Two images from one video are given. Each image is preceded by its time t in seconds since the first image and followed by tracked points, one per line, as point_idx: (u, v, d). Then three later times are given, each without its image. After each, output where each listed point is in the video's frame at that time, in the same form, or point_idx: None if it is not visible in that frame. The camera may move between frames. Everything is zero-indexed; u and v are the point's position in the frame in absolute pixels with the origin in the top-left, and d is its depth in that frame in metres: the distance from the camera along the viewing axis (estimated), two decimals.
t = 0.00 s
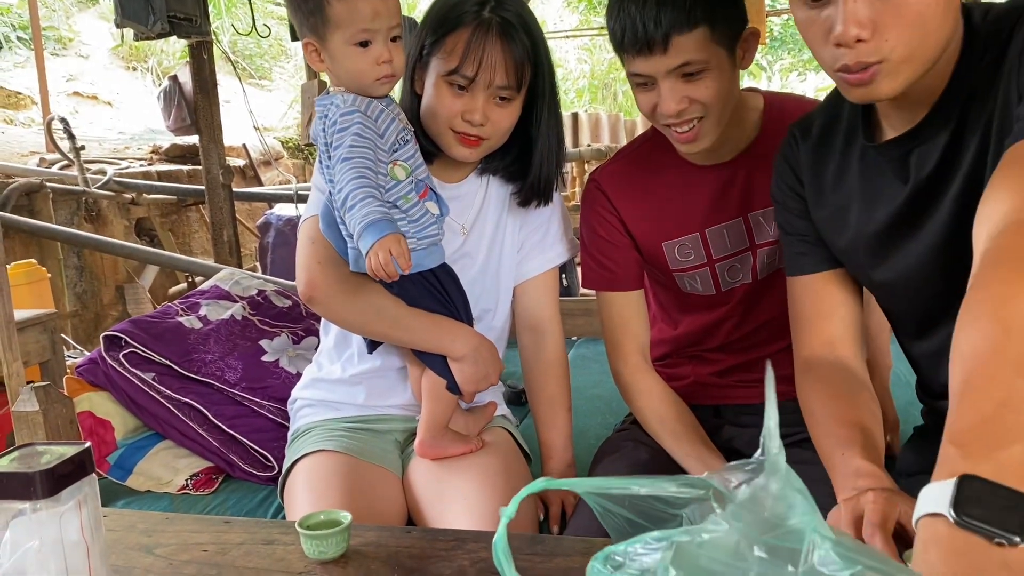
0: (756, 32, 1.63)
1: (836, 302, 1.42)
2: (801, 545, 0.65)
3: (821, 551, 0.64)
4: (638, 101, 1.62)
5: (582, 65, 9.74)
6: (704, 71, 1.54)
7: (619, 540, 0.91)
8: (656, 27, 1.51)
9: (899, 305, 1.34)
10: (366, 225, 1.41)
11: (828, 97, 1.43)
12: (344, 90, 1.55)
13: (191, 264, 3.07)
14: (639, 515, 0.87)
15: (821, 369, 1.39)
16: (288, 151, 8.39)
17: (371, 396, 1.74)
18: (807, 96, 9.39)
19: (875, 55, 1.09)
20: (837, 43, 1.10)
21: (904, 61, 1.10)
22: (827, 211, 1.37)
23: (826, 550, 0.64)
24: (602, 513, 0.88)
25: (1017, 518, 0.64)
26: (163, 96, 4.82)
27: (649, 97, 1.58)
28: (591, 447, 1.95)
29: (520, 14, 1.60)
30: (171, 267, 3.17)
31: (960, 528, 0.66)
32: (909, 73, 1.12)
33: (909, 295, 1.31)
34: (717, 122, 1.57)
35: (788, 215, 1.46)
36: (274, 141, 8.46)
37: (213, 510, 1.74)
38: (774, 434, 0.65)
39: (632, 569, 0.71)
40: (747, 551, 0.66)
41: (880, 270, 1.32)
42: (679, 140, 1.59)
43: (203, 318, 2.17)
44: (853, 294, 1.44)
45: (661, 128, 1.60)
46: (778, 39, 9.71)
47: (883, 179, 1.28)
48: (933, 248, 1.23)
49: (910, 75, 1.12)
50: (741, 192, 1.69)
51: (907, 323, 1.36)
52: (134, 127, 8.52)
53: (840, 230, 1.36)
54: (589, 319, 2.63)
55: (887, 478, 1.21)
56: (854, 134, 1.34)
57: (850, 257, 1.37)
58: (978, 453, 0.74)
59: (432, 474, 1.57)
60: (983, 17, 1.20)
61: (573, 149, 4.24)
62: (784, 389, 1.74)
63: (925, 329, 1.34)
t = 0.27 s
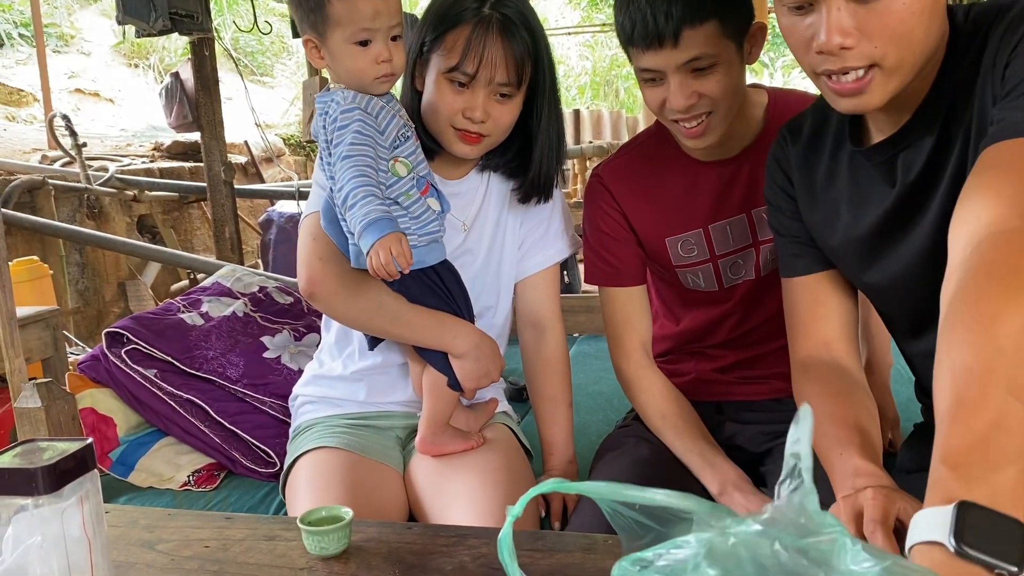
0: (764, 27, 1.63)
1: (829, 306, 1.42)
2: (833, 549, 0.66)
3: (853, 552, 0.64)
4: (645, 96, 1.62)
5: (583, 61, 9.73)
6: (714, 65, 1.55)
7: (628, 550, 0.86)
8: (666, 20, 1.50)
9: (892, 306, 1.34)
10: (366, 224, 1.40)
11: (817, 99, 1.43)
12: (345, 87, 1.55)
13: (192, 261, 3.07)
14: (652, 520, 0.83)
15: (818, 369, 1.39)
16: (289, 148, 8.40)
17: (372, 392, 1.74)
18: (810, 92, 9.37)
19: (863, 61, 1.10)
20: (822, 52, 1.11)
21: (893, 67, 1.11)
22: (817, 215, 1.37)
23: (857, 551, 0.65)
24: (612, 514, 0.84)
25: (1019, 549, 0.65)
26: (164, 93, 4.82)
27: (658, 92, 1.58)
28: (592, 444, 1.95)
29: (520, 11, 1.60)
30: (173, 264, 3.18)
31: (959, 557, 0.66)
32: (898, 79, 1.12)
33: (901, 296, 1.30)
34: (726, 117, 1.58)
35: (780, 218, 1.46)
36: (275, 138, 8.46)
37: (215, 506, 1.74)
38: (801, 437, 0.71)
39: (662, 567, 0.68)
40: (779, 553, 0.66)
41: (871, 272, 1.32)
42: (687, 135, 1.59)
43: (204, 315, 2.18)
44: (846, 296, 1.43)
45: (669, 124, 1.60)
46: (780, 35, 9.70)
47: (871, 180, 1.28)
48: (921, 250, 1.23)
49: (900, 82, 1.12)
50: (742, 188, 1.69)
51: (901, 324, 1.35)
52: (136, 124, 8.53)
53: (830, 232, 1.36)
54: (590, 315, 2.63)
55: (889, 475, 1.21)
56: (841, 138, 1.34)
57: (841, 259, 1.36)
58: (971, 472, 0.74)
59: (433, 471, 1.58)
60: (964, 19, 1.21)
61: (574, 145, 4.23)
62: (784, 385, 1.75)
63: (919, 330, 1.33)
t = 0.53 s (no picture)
0: (765, 26, 1.63)
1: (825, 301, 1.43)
2: (830, 549, 0.65)
3: (850, 550, 0.64)
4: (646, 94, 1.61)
5: (584, 59, 9.72)
6: (717, 63, 1.54)
7: (631, 545, 0.88)
8: (670, 18, 1.50)
9: (887, 302, 1.34)
10: (366, 226, 1.39)
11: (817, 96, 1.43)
12: (344, 86, 1.55)
13: (192, 259, 3.08)
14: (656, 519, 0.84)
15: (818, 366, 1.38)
16: (290, 146, 8.40)
17: (371, 390, 1.74)
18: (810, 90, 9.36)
19: (852, 60, 1.10)
20: (814, 49, 1.11)
21: (880, 68, 1.11)
22: (814, 211, 1.37)
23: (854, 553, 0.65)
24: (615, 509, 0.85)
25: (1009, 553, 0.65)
26: (164, 91, 4.83)
27: (660, 90, 1.57)
28: (591, 441, 1.95)
29: (519, 10, 1.60)
30: (173, 261, 3.18)
31: (955, 566, 0.66)
32: (886, 79, 1.12)
33: (895, 293, 1.30)
34: (728, 115, 1.58)
35: (778, 214, 1.46)
36: (276, 136, 8.47)
37: (215, 503, 1.75)
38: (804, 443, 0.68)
39: (655, 562, 0.69)
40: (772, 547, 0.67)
41: (867, 270, 1.32)
42: (689, 133, 1.59)
43: (204, 312, 2.18)
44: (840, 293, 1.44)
45: (671, 121, 1.60)
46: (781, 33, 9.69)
47: (868, 179, 1.28)
48: (916, 249, 1.23)
49: (888, 82, 1.12)
50: (742, 186, 1.69)
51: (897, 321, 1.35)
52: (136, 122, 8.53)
53: (827, 230, 1.36)
54: (590, 313, 2.63)
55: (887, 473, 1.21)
56: (840, 136, 1.34)
57: (838, 256, 1.37)
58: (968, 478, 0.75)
59: (432, 469, 1.58)
60: (961, 18, 1.20)
61: (574, 143, 4.23)
62: (783, 383, 1.75)
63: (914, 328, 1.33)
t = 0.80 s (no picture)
0: (765, 25, 1.63)
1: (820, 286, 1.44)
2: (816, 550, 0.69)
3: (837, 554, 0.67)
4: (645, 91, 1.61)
5: (584, 59, 9.72)
6: (716, 61, 1.54)
7: (623, 546, 0.90)
8: (671, 16, 1.50)
9: (893, 294, 1.34)
10: (366, 226, 1.39)
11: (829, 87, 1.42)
12: (344, 85, 1.55)
13: (191, 257, 3.07)
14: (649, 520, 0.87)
15: (806, 343, 1.38)
16: (289, 145, 8.39)
17: (370, 389, 1.74)
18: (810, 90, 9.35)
19: (870, 49, 1.09)
20: (831, 38, 1.10)
21: (897, 57, 1.10)
22: (822, 202, 1.38)
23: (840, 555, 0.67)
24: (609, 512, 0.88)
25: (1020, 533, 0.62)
26: (164, 89, 4.82)
27: (659, 87, 1.57)
28: (590, 441, 1.95)
29: (518, 9, 1.60)
30: (172, 260, 3.18)
31: (963, 543, 0.63)
32: (902, 70, 1.11)
33: (902, 284, 1.31)
34: (727, 114, 1.57)
35: (784, 203, 1.46)
36: (275, 135, 8.47)
37: (213, 503, 1.75)
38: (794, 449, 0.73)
39: (642, 569, 0.72)
40: (757, 552, 0.70)
41: (875, 261, 1.33)
42: (688, 130, 1.59)
43: (203, 312, 2.18)
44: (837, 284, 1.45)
45: (670, 119, 1.60)
46: (780, 33, 9.69)
47: (879, 170, 1.28)
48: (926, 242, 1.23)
49: (904, 73, 1.11)
50: (742, 186, 1.69)
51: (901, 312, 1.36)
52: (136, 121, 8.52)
53: (836, 220, 1.36)
54: (589, 312, 2.63)
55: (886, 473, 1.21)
56: (852, 126, 1.34)
57: (845, 247, 1.37)
58: (975, 456, 0.72)
59: (430, 468, 1.58)
60: (982, 8, 1.16)
61: (573, 143, 4.23)
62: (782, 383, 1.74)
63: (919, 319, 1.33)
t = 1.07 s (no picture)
0: (764, 26, 1.63)
1: (795, 272, 1.37)
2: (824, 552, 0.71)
3: (844, 556, 0.69)
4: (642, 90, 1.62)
5: (583, 60, 9.71)
6: (712, 60, 1.54)
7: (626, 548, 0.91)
8: (666, 14, 1.50)
9: (891, 293, 1.30)
10: (362, 233, 1.39)
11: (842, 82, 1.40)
12: (343, 86, 1.55)
13: (189, 258, 3.07)
14: (651, 522, 0.88)
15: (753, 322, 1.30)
16: (288, 146, 8.39)
17: (369, 390, 1.74)
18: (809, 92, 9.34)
19: (900, 38, 1.07)
20: (861, 26, 1.08)
21: (928, 47, 1.07)
22: (828, 189, 1.33)
23: (848, 556, 0.70)
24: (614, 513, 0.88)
25: None
26: (162, 90, 4.82)
27: (655, 85, 1.57)
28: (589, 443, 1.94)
29: (515, 9, 1.60)
30: (170, 261, 3.17)
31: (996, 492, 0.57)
32: (932, 60, 1.09)
33: (903, 281, 1.27)
34: (722, 116, 1.57)
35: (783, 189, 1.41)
36: (274, 135, 8.46)
37: (211, 504, 1.74)
38: (811, 452, 0.72)
39: (647, 572, 0.76)
40: (764, 555, 0.73)
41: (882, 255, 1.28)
42: (682, 129, 1.58)
43: (200, 313, 2.18)
44: (815, 274, 1.38)
45: (666, 119, 1.60)
46: (780, 35, 9.69)
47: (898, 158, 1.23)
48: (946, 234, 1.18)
49: (934, 63, 1.09)
50: (741, 187, 1.68)
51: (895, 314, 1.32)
52: (134, 121, 8.52)
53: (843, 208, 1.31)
54: (588, 314, 2.63)
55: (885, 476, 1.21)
56: (867, 117, 1.30)
57: (849, 236, 1.32)
58: None
59: (428, 470, 1.57)
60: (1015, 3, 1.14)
61: (572, 144, 4.23)
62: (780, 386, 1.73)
63: (913, 323, 1.29)
